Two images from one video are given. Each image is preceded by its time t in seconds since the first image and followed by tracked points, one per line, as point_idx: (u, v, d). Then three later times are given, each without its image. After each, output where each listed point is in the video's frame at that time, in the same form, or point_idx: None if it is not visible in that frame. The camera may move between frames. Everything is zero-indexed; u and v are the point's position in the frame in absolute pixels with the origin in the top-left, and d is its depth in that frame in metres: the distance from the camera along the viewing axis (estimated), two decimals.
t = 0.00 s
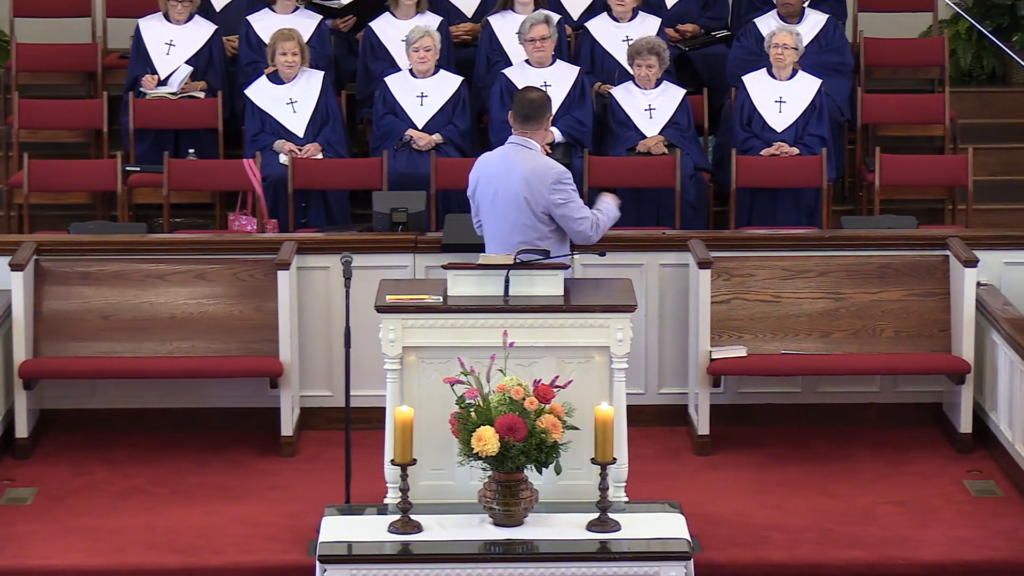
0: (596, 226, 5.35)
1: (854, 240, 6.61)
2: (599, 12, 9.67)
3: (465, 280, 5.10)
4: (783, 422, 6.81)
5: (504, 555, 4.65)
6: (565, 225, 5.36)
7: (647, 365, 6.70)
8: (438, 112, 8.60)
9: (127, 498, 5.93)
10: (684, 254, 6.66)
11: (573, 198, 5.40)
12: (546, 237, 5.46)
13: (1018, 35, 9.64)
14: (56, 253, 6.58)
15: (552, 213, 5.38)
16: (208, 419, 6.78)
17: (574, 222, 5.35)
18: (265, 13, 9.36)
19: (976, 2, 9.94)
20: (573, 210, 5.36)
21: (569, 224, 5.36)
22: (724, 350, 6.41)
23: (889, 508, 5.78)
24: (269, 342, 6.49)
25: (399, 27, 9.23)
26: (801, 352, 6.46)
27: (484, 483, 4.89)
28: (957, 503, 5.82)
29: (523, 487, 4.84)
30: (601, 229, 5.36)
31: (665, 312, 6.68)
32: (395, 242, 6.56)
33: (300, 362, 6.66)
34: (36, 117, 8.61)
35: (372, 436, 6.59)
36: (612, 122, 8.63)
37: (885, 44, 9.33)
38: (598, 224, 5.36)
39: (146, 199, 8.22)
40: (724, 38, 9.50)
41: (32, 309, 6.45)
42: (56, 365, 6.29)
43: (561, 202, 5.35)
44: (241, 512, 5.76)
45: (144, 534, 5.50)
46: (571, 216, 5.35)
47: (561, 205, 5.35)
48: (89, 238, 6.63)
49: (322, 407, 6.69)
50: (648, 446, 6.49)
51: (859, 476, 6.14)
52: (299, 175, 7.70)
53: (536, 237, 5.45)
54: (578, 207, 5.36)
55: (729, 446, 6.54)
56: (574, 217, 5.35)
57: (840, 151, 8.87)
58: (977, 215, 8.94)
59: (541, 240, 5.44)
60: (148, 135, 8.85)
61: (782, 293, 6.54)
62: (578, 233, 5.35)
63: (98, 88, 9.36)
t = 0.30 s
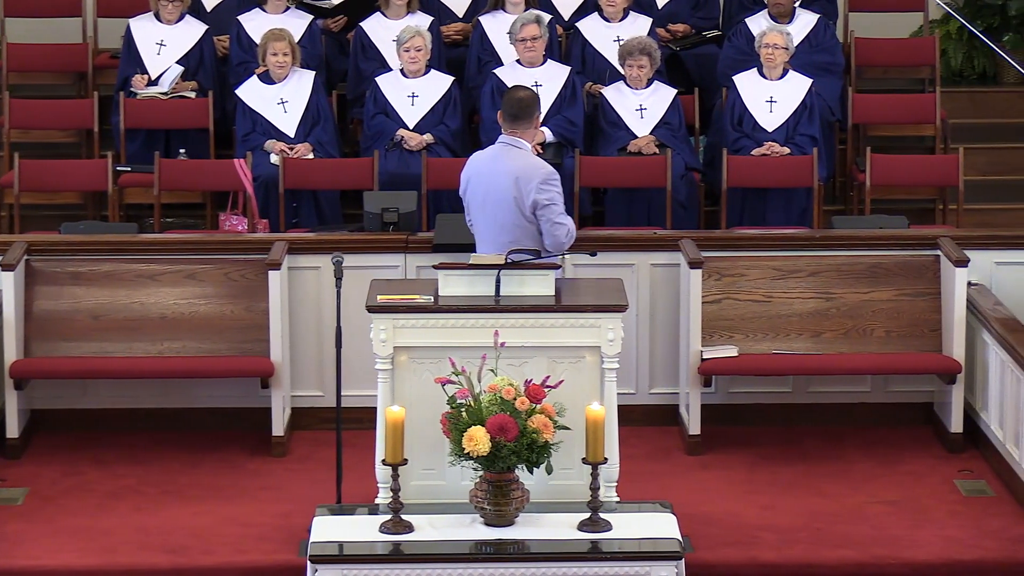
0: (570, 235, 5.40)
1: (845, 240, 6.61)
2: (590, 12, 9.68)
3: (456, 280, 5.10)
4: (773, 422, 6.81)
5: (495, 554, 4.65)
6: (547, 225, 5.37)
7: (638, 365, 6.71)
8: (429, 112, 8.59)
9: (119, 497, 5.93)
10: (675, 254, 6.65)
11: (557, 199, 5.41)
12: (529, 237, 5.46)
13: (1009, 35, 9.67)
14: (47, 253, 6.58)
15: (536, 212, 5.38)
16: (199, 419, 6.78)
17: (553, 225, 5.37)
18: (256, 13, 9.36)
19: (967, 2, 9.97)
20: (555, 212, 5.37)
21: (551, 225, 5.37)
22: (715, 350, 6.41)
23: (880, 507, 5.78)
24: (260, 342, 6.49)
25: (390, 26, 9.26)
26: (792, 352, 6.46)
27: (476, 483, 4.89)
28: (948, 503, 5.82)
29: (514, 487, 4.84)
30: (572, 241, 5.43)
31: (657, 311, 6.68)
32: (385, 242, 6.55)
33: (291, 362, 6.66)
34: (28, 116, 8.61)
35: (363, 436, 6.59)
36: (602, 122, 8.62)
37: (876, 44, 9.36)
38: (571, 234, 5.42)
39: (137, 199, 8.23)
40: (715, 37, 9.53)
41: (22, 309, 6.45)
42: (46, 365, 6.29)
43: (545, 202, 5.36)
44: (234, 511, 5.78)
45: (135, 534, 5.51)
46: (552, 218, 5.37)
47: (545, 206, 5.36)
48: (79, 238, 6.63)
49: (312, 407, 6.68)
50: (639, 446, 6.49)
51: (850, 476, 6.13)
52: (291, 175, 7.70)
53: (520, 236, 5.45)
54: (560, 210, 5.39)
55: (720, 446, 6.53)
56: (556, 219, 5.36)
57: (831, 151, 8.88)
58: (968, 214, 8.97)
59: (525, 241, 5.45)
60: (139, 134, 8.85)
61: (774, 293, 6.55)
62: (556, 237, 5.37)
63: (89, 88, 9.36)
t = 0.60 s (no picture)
0: (553, 235, 5.33)
1: (837, 240, 6.60)
2: (582, 12, 9.69)
3: (448, 280, 5.10)
4: (766, 422, 6.82)
5: (487, 554, 4.65)
6: (529, 224, 5.32)
7: (631, 365, 6.71)
8: (421, 112, 8.59)
9: (112, 497, 5.93)
10: (667, 254, 6.66)
11: (542, 199, 5.37)
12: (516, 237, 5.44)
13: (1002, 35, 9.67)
14: (38, 253, 6.57)
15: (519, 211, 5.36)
16: (192, 420, 6.78)
17: (535, 224, 5.31)
18: (248, 13, 9.36)
19: (960, 2, 9.98)
20: (537, 211, 5.33)
21: (532, 223, 5.32)
22: (707, 350, 6.41)
23: (872, 507, 5.78)
24: (253, 343, 6.49)
25: (382, 26, 9.23)
26: (784, 352, 6.47)
27: (468, 483, 4.88)
28: (940, 503, 5.82)
29: (506, 487, 4.83)
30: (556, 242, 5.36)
31: (649, 311, 6.68)
32: (379, 242, 6.56)
33: (283, 362, 6.66)
34: (19, 116, 8.60)
35: (356, 436, 6.58)
36: (595, 122, 8.63)
37: (868, 44, 9.37)
38: (555, 234, 5.35)
39: (128, 199, 8.23)
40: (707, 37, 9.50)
41: (14, 309, 6.45)
42: (39, 365, 6.29)
43: (528, 200, 5.33)
44: (227, 511, 5.78)
45: (128, 534, 5.50)
46: (535, 217, 5.33)
47: (527, 204, 5.33)
48: (71, 238, 6.63)
49: (304, 407, 6.68)
50: (631, 446, 6.50)
51: (842, 476, 6.13)
52: (282, 175, 7.70)
53: (506, 236, 5.44)
54: (543, 210, 5.34)
55: (712, 446, 6.52)
56: (539, 217, 5.31)
57: (823, 151, 8.89)
58: (960, 214, 8.98)
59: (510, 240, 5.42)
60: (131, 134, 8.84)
61: (766, 293, 6.55)
62: (538, 236, 5.30)
63: (81, 88, 9.36)
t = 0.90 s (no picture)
0: (554, 238, 5.34)
1: (832, 240, 6.60)
2: (577, 12, 9.69)
3: (443, 280, 5.11)
4: (762, 422, 6.82)
5: (482, 554, 4.64)
6: (531, 226, 5.32)
7: (626, 365, 6.71)
8: (417, 112, 8.60)
9: (107, 497, 5.93)
10: (662, 254, 6.66)
11: (544, 201, 5.37)
12: (517, 237, 5.45)
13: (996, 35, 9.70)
14: (33, 253, 6.57)
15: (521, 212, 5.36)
16: (187, 419, 6.78)
17: (536, 226, 5.31)
18: (243, 14, 9.37)
19: (955, 2, 10.00)
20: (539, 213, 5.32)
21: (533, 225, 5.32)
22: (703, 350, 6.41)
23: (867, 507, 5.78)
24: (248, 342, 6.48)
25: (377, 27, 9.27)
26: (779, 352, 6.47)
27: (464, 483, 4.88)
28: (935, 502, 5.82)
29: (502, 487, 4.83)
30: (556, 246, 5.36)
31: (645, 311, 6.68)
32: (373, 242, 6.55)
33: (278, 362, 6.65)
34: (14, 117, 8.60)
35: (351, 436, 6.59)
36: (590, 122, 8.63)
37: (863, 44, 9.38)
38: (556, 237, 5.36)
39: (123, 199, 8.23)
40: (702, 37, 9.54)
41: (8, 309, 6.45)
42: (34, 364, 6.29)
43: (530, 201, 5.33)
44: (222, 511, 5.77)
45: (123, 534, 5.50)
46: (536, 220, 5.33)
47: (529, 206, 5.33)
48: (67, 238, 6.63)
49: (299, 407, 6.68)
50: (627, 446, 6.50)
51: (837, 477, 6.13)
52: (278, 175, 7.70)
53: (508, 235, 5.45)
54: (544, 212, 5.33)
55: (707, 446, 6.53)
56: (541, 219, 5.31)
57: (818, 150, 8.90)
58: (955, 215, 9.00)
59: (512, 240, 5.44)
60: (126, 134, 8.84)
61: (761, 293, 6.56)
62: (539, 238, 5.31)
63: (76, 88, 9.36)
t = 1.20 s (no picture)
0: (557, 245, 5.42)
1: (828, 240, 6.61)
2: (573, 12, 9.71)
3: (439, 280, 5.11)
4: (757, 422, 6.83)
5: (478, 554, 4.64)
6: (534, 232, 5.41)
7: (621, 364, 6.71)
8: (413, 112, 8.61)
9: (103, 498, 5.92)
10: (657, 254, 6.67)
11: (549, 207, 5.43)
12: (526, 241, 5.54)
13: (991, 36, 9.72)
14: (29, 253, 6.57)
15: (525, 218, 5.45)
16: (183, 419, 6.78)
17: (540, 232, 5.40)
18: (239, 13, 9.37)
19: (950, 2, 10.03)
20: (544, 220, 5.40)
21: (536, 232, 5.41)
22: (699, 349, 6.41)
23: (863, 507, 5.78)
24: (244, 343, 6.49)
25: (373, 27, 9.24)
26: (775, 352, 6.47)
27: (460, 483, 4.88)
28: (931, 502, 5.82)
29: (497, 487, 4.83)
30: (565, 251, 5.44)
31: (641, 311, 6.68)
32: (369, 242, 6.55)
33: (274, 362, 6.65)
34: (10, 117, 8.60)
35: (346, 436, 6.59)
36: (586, 122, 8.64)
37: (858, 45, 9.38)
38: (560, 245, 5.42)
39: (119, 199, 8.23)
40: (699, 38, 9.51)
41: (4, 309, 6.44)
42: (30, 364, 6.29)
43: (532, 208, 5.40)
44: (218, 511, 5.77)
45: (120, 534, 5.50)
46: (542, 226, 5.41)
47: (532, 213, 5.40)
48: (62, 238, 6.62)
49: (295, 407, 6.68)
50: (622, 446, 6.50)
51: (833, 477, 6.13)
52: (273, 175, 7.70)
53: (516, 239, 5.54)
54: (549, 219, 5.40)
55: (703, 446, 6.53)
56: (543, 226, 5.39)
57: (814, 151, 8.91)
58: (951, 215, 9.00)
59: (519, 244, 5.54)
60: (121, 134, 8.85)
61: (757, 293, 6.56)
62: (541, 245, 5.40)
63: (71, 88, 9.35)
